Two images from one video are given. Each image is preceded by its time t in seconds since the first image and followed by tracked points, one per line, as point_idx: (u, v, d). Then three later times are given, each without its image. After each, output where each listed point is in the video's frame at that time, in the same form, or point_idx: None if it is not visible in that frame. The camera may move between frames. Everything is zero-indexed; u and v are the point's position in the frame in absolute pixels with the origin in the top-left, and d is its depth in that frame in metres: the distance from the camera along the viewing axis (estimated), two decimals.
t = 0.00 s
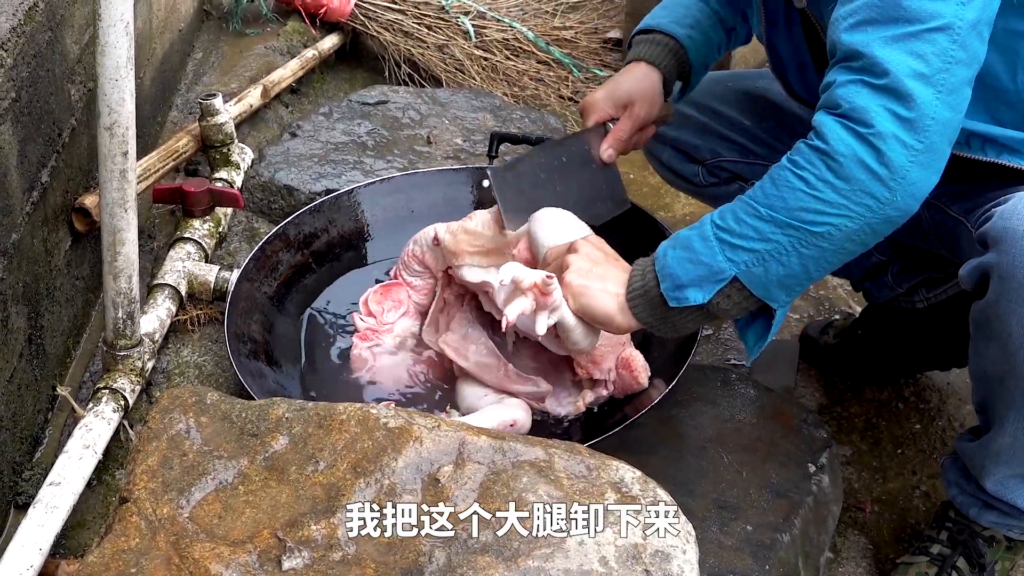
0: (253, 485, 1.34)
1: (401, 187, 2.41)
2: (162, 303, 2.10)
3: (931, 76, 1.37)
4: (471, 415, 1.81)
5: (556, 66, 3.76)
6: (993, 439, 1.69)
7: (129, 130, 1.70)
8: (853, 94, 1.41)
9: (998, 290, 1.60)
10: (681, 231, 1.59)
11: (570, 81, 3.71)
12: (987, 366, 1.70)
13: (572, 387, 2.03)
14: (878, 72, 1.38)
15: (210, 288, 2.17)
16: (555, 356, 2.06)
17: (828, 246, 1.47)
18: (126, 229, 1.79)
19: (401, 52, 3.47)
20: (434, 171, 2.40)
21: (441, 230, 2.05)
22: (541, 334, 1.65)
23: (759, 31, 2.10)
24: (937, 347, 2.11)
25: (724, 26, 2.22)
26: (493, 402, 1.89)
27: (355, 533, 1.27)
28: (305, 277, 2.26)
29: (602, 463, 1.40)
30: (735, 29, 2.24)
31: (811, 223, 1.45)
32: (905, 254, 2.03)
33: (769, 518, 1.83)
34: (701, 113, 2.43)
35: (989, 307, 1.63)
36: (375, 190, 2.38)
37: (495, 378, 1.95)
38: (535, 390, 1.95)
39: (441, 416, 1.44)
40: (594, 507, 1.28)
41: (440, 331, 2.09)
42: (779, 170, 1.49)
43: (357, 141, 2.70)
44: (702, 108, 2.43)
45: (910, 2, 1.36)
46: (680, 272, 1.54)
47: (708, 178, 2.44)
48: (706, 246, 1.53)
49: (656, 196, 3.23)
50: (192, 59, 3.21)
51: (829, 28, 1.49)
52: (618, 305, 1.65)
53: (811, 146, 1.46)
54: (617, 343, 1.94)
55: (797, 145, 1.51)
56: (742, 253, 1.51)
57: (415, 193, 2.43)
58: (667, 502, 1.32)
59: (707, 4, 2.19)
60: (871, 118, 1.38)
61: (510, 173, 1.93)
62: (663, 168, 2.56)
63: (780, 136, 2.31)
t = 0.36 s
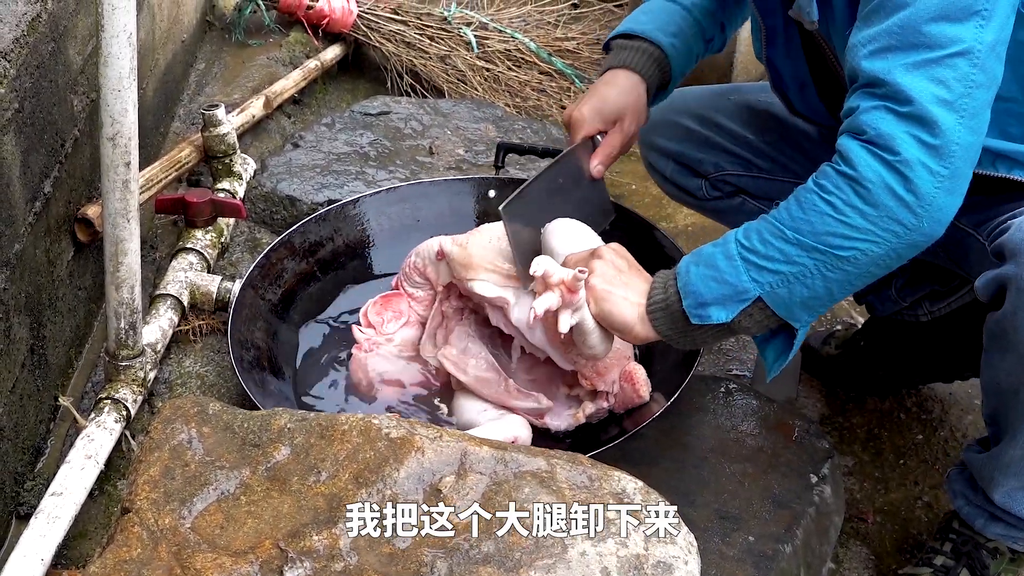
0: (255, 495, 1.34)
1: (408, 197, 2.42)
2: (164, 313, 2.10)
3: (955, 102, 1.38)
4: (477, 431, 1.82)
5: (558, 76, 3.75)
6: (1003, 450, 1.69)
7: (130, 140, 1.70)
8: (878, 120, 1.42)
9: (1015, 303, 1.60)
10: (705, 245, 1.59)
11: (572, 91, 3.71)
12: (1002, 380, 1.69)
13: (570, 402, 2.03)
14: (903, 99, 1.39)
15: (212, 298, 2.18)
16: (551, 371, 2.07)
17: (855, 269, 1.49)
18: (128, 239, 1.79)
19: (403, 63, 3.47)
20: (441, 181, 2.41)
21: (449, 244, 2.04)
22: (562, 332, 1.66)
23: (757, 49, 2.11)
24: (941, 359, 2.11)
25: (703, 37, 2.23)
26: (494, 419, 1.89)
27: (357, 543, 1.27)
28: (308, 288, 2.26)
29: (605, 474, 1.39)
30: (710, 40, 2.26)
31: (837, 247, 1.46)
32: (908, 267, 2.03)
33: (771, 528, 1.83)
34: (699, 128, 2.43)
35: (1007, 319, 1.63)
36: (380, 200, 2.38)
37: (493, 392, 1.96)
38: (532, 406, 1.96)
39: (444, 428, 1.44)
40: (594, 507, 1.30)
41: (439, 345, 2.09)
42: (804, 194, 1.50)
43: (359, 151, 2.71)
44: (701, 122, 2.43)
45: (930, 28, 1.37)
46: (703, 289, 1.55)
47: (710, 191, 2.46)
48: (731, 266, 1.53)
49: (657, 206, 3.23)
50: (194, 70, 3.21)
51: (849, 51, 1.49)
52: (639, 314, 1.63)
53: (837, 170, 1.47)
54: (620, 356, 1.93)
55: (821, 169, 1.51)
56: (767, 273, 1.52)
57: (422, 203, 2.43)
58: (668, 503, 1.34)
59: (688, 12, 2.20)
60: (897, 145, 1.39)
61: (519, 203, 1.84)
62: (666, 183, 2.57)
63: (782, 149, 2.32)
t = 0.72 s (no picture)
0: (252, 503, 1.34)
1: (410, 203, 2.42)
2: (162, 321, 2.10)
3: (980, 125, 1.38)
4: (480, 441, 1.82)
5: (556, 84, 3.75)
6: (1002, 458, 1.69)
7: (129, 148, 1.70)
8: (905, 144, 1.42)
9: (1016, 310, 1.62)
10: (732, 257, 1.59)
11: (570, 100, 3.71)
12: (1000, 385, 1.70)
13: (566, 408, 2.02)
14: (930, 123, 1.39)
15: (210, 305, 2.18)
16: (545, 375, 2.06)
17: (887, 288, 1.51)
18: (126, 247, 1.79)
19: (402, 70, 3.47)
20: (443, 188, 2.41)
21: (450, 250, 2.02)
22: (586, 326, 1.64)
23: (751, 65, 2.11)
24: (941, 366, 2.12)
25: (699, 32, 2.22)
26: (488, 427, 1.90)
27: (354, 551, 1.26)
28: (306, 296, 2.26)
29: (603, 481, 1.39)
30: (706, 36, 2.24)
31: (869, 267, 1.48)
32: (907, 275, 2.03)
33: (770, 536, 1.82)
34: (700, 133, 2.44)
35: (1007, 326, 1.64)
36: (383, 205, 2.38)
37: (485, 401, 1.96)
38: (525, 414, 1.94)
39: (442, 437, 1.44)
40: (594, 507, 1.30)
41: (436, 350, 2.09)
42: (834, 215, 1.51)
43: (357, 159, 2.71)
44: (702, 128, 2.44)
45: (949, 52, 1.36)
46: (734, 305, 1.56)
47: (711, 198, 2.46)
48: (762, 284, 1.55)
49: (656, 213, 3.24)
50: (193, 78, 3.22)
51: (867, 72, 1.48)
52: (665, 322, 1.64)
53: (867, 192, 1.48)
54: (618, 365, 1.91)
55: (848, 188, 1.52)
56: (796, 290, 1.54)
57: (423, 209, 2.43)
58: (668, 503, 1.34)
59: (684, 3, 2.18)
60: (926, 169, 1.40)
61: (507, 176, 1.82)
62: (666, 190, 2.56)
63: (784, 155, 2.32)
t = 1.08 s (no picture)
0: (252, 512, 1.34)
1: (412, 209, 2.44)
2: (162, 329, 2.10)
3: (983, 142, 1.38)
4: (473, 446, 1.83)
5: (556, 92, 3.76)
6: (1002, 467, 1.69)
7: (129, 156, 1.70)
8: (908, 160, 1.41)
9: (1016, 318, 1.62)
10: (733, 270, 1.59)
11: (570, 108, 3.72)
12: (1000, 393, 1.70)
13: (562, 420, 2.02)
14: (934, 140, 1.39)
15: (209, 313, 2.18)
16: (548, 389, 2.05)
17: (889, 301, 1.51)
18: (126, 255, 1.78)
19: (402, 78, 3.47)
20: (442, 194, 2.44)
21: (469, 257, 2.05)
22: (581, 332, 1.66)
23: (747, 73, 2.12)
24: (945, 372, 2.12)
25: (681, 37, 2.24)
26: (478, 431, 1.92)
27: (354, 560, 1.26)
28: (306, 304, 2.27)
29: (603, 490, 1.39)
30: (686, 43, 2.26)
31: (872, 281, 1.48)
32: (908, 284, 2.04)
33: (770, 543, 1.82)
34: (699, 143, 2.45)
35: (1007, 334, 1.65)
36: (385, 213, 2.41)
37: (478, 408, 1.96)
38: (516, 423, 1.94)
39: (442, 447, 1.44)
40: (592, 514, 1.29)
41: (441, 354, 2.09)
42: (837, 230, 1.50)
43: (357, 167, 2.71)
44: (700, 137, 2.44)
45: (953, 68, 1.36)
46: (736, 317, 1.56)
47: (710, 208, 2.47)
48: (765, 296, 1.55)
49: (656, 221, 3.24)
50: (193, 86, 3.22)
51: (869, 85, 1.47)
52: (665, 334, 1.63)
53: (870, 206, 1.47)
54: (616, 381, 1.90)
55: (850, 202, 1.52)
56: (799, 304, 1.54)
57: (424, 214, 2.46)
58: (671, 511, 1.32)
59: (667, 16, 2.19)
60: (930, 185, 1.40)
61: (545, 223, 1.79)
62: (664, 197, 2.58)
63: (784, 165, 2.31)
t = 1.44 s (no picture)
0: (250, 519, 1.34)
1: (414, 214, 2.43)
2: (161, 336, 2.10)
3: (1005, 123, 1.37)
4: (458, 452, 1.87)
5: (554, 99, 3.77)
6: (1013, 480, 1.69)
7: (128, 163, 1.70)
8: (928, 145, 1.42)
9: None
10: (758, 264, 1.61)
11: (568, 114, 3.72)
12: (1013, 409, 1.71)
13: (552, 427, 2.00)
14: (952, 124, 1.39)
15: (208, 320, 2.18)
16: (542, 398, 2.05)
17: (915, 288, 1.51)
18: (125, 262, 1.78)
19: (401, 85, 3.48)
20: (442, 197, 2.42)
21: (474, 261, 2.07)
22: (614, 338, 1.70)
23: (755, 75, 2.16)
24: (950, 375, 2.16)
25: (699, 61, 2.25)
26: (466, 440, 1.94)
27: (353, 567, 1.26)
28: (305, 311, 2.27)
29: (603, 497, 1.39)
30: (705, 66, 2.28)
31: (897, 269, 1.48)
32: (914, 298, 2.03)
33: (769, 550, 1.82)
34: (690, 159, 2.46)
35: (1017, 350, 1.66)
36: (385, 217, 2.39)
37: (467, 417, 1.97)
38: (504, 432, 1.94)
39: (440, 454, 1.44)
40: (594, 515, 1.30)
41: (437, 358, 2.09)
42: (860, 219, 1.51)
43: (356, 174, 2.71)
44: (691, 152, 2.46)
45: (968, 51, 1.36)
46: (762, 311, 1.58)
47: (704, 224, 2.46)
48: (789, 288, 1.56)
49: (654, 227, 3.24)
50: (192, 94, 3.22)
51: (885, 73, 1.48)
52: (693, 330, 1.66)
53: (891, 193, 1.48)
54: (611, 392, 1.92)
55: (872, 192, 1.53)
56: (825, 294, 1.55)
57: (426, 219, 2.44)
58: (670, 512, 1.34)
59: (682, 37, 2.21)
60: (949, 168, 1.40)
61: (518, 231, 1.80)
62: (658, 215, 2.58)
63: (776, 179, 2.32)
